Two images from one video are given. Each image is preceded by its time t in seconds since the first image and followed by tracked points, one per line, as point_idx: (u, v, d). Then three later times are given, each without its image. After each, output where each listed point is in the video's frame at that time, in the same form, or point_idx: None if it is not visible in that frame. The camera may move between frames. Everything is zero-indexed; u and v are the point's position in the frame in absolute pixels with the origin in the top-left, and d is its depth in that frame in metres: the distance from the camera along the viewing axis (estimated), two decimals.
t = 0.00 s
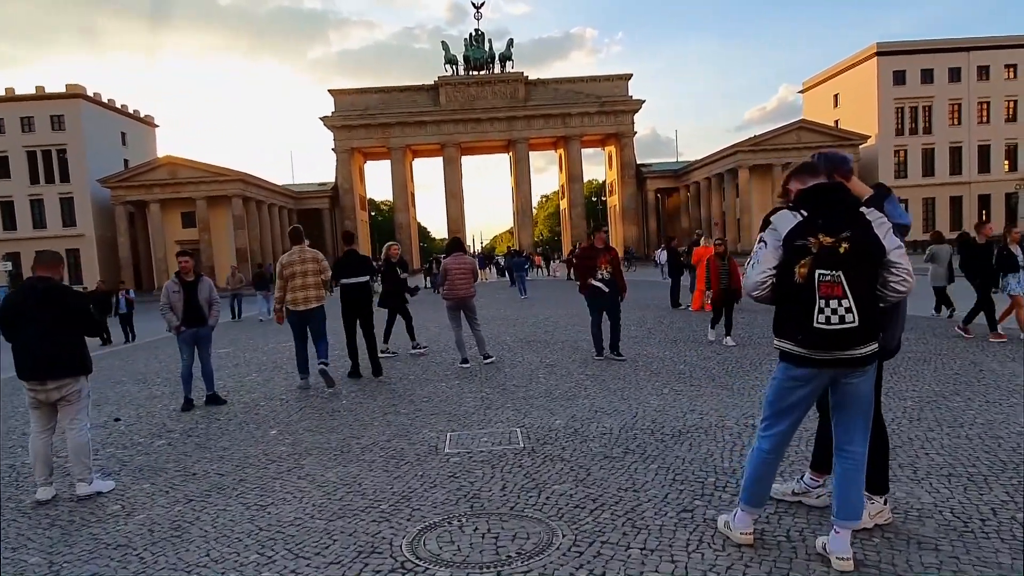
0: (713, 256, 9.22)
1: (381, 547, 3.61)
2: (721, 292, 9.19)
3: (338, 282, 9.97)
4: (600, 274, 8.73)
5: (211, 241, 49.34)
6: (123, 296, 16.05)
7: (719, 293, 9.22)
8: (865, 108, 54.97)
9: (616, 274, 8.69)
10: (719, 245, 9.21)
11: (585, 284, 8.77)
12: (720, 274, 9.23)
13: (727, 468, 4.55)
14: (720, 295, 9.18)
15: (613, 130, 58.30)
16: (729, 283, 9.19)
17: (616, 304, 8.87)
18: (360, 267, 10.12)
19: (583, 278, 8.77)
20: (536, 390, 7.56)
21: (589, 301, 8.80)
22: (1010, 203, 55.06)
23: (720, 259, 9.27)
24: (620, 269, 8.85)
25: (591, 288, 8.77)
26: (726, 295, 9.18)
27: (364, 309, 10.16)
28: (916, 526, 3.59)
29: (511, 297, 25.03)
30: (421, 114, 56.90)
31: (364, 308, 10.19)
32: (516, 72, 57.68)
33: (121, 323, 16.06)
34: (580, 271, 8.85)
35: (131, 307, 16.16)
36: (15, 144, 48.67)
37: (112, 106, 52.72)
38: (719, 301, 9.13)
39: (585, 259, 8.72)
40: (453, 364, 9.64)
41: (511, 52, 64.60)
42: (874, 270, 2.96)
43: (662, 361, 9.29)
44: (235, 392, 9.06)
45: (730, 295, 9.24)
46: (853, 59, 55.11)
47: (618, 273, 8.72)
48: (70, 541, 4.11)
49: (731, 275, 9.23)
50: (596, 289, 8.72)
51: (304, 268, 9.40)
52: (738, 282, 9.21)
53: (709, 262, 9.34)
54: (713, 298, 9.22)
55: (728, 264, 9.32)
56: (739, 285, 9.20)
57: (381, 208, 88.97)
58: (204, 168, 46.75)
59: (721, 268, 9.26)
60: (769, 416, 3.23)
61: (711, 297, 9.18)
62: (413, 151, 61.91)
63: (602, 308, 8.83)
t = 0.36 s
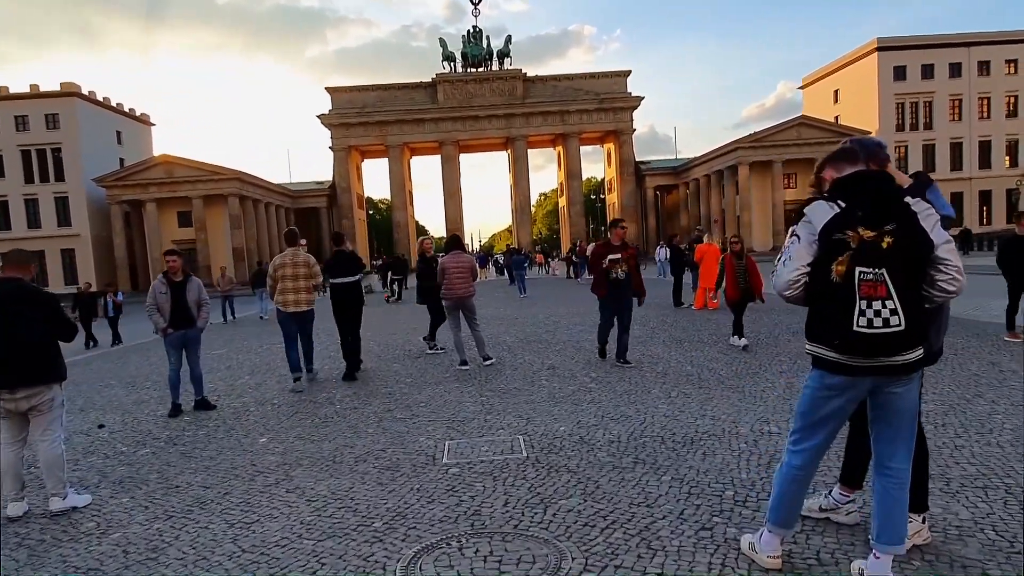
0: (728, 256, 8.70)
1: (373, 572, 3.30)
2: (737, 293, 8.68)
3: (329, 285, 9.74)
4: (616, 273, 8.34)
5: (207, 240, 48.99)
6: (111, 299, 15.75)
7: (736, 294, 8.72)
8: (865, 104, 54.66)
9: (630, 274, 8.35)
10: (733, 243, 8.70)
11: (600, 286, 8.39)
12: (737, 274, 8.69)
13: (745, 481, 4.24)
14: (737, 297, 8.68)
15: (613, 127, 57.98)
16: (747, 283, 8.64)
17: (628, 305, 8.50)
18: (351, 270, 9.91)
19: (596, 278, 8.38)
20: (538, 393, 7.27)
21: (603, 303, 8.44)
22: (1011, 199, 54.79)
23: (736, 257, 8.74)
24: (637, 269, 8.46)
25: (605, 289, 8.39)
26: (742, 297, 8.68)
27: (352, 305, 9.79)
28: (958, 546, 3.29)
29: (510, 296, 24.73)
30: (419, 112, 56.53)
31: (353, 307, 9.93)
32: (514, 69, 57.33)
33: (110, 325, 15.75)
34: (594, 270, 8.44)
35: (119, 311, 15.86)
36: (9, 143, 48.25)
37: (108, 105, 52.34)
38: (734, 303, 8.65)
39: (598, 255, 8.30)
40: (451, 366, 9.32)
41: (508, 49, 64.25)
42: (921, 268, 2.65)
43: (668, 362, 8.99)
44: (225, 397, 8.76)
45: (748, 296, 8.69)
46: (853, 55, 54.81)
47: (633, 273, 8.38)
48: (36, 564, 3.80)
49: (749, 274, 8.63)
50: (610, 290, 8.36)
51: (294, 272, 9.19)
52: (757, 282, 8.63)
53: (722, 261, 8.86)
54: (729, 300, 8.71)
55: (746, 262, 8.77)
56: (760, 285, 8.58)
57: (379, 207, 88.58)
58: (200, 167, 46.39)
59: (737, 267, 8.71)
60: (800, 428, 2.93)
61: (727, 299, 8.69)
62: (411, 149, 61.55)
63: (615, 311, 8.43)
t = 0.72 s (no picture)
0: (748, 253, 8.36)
1: None
2: (757, 294, 8.37)
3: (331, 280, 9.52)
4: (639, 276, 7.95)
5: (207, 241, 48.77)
6: (103, 301, 15.47)
7: (756, 294, 8.42)
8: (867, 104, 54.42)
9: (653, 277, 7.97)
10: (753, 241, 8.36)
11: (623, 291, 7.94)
12: (756, 273, 8.37)
13: (772, 496, 4.00)
14: (757, 297, 8.38)
15: (614, 127, 57.71)
16: (767, 283, 8.31)
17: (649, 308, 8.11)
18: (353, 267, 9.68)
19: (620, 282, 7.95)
20: (547, 399, 7.02)
21: (625, 308, 7.98)
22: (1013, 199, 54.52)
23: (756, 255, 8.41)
24: (658, 270, 8.13)
25: (627, 295, 7.95)
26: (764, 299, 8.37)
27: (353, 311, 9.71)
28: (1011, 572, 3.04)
29: (512, 297, 24.50)
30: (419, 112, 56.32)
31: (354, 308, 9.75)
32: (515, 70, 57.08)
33: (104, 328, 15.48)
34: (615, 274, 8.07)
35: (112, 313, 15.59)
36: (8, 143, 48.02)
37: (107, 105, 52.13)
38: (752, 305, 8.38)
39: (623, 257, 7.90)
40: (456, 371, 9.07)
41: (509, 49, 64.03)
42: (984, 271, 2.40)
43: (678, 366, 8.73)
44: (223, 402, 8.52)
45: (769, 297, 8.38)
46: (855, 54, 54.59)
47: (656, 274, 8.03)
48: None
49: (770, 273, 8.30)
50: (636, 295, 7.90)
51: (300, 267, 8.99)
52: (778, 282, 8.31)
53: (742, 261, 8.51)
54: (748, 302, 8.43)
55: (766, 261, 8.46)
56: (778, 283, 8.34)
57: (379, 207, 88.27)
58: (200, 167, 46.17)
59: (757, 266, 8.37)
60: (845, 445, 2.69)
61: (745, 299, 8.39)
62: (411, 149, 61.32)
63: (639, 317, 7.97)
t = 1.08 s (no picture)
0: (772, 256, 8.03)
1: None
2: (781, 301, 8.02)
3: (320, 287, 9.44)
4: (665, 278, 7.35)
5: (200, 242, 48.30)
6: (85, 305, 15.06)
7: (779, 299, 8.08)
8: (862, 108, 54.45)
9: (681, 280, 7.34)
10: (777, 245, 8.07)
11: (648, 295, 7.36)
12: (780, 278, 8.05)
13: (804, 518, 3.71)
14: (781, 303, 8.00)
15: (609, 130, 57.53)
16: (793, 290, 7.98)
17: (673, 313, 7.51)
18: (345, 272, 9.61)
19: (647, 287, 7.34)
20: (552, 407, 6.73)
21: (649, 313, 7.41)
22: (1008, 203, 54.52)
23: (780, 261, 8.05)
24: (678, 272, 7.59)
25: (651, 298, 7.38)
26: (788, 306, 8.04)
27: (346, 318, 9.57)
28: None
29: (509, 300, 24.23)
30: (414, 113, 56.00)
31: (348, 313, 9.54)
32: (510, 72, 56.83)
33: (87, 332, 15.05)
34: (635, 275, 7.46)
35: (95, 316, 15.17)
36: None
37: (98, 105, 51.60)
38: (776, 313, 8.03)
39: (650, 257, 7.24)
40: (454, 376, 8.77)
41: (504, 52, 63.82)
42: None
43: (684, 372, 8.45)
44: (212, 409, 8.18)
45: (793, 304, 8.05)
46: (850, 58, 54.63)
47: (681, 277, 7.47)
48: None
49: (795, 281, 8.02)
50: (663, 301, 7.34)
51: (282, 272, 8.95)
52: (802, 290, 8.02)
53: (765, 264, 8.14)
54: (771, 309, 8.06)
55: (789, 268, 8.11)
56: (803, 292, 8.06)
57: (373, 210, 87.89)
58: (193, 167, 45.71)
59: (781, 270, 8.05)
60: (903, 468, 2.42)
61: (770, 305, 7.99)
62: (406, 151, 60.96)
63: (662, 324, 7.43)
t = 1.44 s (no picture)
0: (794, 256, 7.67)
1: None
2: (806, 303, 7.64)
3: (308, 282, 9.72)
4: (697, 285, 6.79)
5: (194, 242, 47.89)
6: (68, 305, 14.77)
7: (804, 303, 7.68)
8: (858, 108, 54.41)
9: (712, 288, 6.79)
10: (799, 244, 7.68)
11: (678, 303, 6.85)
12: (803, 281, 7.71)
13: (825, 537, 3.48)
14: (808, 307, 7.63)
15: (605, 130, 57.36)
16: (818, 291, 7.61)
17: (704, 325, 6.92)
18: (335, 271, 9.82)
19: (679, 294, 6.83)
20: (554, 414, 6.51)
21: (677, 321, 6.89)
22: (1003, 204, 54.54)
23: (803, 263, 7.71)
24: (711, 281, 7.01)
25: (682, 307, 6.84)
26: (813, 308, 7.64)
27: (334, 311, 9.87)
28: None
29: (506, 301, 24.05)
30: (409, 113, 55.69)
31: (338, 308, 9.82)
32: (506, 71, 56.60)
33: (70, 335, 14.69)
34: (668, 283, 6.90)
35: (77, 319, 14.85)
36: None
37: (91, 104, 51.14)
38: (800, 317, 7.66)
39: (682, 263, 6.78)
40: (451, 381, 8.55)
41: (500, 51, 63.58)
42: None
43: (687, 376, 8.24)
44: (203, 415, 7.92)
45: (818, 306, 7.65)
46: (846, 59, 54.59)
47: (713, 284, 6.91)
48: None
49: (820, 282, 7.67)
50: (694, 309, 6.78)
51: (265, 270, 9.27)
52: (827, 291, 7.66)
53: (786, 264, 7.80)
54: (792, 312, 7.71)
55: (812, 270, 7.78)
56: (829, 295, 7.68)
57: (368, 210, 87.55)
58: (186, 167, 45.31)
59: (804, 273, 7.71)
60: (953, 492, 2.20)
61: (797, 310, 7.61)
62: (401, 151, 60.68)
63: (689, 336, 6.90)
